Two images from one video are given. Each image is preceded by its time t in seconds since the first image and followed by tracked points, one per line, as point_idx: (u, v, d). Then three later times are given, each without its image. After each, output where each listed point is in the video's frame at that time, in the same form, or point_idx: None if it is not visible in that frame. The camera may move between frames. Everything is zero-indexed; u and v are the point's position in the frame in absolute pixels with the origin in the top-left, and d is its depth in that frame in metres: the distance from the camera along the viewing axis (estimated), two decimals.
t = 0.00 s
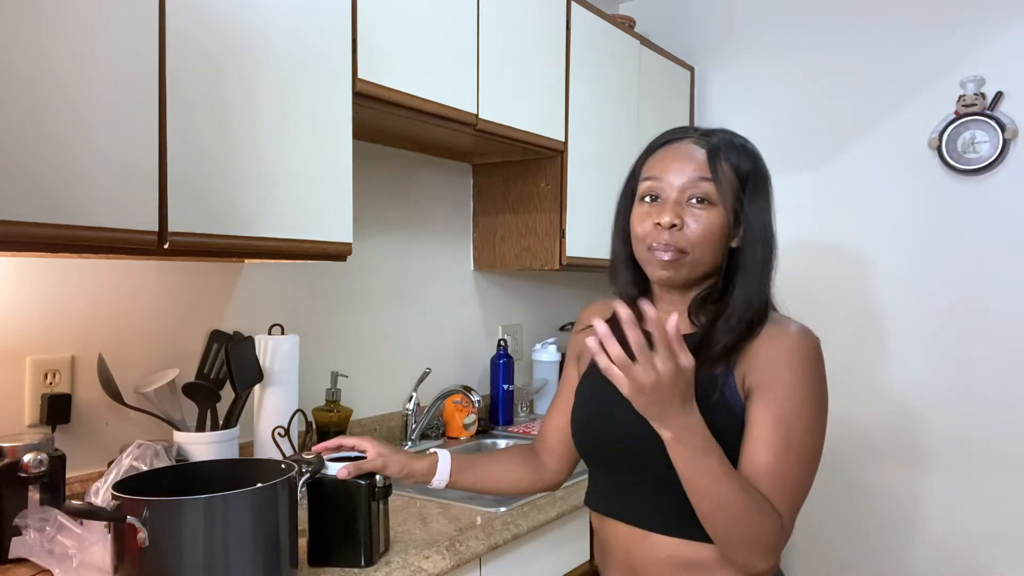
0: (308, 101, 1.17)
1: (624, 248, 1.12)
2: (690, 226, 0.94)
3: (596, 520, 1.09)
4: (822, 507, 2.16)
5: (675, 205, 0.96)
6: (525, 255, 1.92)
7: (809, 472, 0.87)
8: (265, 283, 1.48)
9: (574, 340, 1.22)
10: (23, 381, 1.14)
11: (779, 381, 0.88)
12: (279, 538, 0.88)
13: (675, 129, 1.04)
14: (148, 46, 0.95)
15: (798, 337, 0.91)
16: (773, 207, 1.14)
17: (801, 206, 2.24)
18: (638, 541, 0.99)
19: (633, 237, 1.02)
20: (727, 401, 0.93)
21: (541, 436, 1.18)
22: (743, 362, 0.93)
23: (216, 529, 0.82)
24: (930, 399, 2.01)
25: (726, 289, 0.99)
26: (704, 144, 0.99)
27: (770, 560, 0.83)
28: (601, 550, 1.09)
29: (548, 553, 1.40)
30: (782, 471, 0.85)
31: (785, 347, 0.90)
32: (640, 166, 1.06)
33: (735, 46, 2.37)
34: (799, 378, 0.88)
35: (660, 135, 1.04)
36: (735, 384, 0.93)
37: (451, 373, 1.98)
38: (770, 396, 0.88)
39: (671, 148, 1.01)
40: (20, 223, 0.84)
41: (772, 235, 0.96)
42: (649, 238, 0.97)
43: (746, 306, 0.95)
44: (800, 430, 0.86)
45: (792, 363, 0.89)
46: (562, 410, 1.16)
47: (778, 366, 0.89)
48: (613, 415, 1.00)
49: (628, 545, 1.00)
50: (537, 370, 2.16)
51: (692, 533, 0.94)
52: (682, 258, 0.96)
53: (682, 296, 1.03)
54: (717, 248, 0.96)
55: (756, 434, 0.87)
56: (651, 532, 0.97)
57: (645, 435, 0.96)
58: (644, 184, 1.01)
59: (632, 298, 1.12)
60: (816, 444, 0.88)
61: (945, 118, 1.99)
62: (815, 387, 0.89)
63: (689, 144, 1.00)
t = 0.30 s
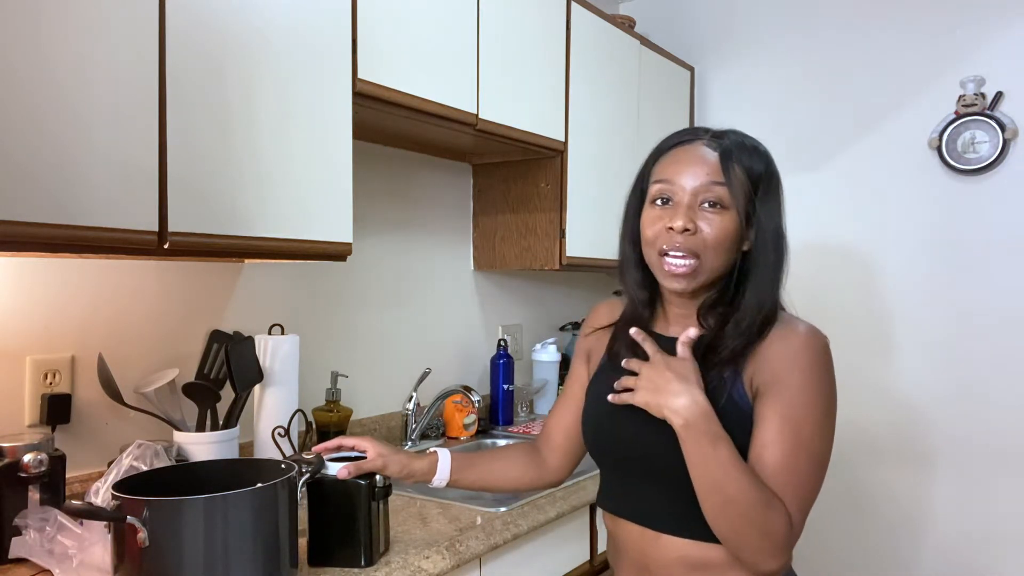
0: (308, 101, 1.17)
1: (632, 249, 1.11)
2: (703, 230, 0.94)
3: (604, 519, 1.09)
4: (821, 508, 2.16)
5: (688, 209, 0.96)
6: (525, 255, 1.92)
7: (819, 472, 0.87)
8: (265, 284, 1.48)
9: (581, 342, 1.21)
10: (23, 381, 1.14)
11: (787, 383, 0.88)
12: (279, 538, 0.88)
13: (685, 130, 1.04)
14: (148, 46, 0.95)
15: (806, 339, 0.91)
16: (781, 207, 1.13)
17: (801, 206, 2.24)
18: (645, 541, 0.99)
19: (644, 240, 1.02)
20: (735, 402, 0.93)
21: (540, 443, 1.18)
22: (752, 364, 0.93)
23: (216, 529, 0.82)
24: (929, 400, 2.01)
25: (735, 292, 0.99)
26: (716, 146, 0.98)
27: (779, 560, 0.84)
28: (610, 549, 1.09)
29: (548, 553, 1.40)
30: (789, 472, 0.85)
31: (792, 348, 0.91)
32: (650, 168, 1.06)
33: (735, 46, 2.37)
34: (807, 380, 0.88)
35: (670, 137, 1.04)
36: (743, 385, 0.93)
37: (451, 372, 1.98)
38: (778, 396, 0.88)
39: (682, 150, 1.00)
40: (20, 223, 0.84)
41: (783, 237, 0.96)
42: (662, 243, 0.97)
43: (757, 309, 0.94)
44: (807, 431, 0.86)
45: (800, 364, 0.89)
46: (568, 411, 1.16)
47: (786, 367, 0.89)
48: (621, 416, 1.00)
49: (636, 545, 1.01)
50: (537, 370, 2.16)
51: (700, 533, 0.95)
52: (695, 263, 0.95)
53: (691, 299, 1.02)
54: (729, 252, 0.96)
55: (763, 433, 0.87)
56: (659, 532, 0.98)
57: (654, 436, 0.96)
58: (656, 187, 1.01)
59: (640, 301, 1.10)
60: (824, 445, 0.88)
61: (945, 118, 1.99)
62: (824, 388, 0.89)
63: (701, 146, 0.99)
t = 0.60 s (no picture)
0: (308, 101, 1.17)
1: (639, 251, 1.11)
2: (711, 233, 0.94)
3: (609, 519, 1.09)
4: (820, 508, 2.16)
5: (695, 212, 0.95)
6: (525, 255, 1.92)
7: (825, 471, 0.88)
8: (265, 284, 1.48)
9: (586, 341, 1.20)
10: (23, 381, 1.14)
11: (794, 383, 0.88)
12: (279, 538, 0.88)
13: (689, 132, 1.04)
14: (147, 46, 0.95)
15: (813, 338, 0.91)
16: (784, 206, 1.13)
17: (800, 206, 2.24)
18: (648, 541, 0.99)
19: (651, 242, 1.02)
20: (743, 402, 0.93)
21: (535, 446, 1.18)
22: (759, 363, 0.93)
23: (216, 529, 0.82)
24: (929, 400, 2.01)
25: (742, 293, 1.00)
26: (722, 149, 0.98)
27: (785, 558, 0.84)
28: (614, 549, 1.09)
29: (548, 553, 1.41)
30: (796, 471, 0.85)
31: (799, 347, 0.90)
32: (655, 171, 1.06)
33: (735, 46, 2.37)
34: (814, 380, 0.88)
35: (675, 139, 1.04)
36: (751, 385, 0.93)
37: (451, 372, 1.98)
38: (786, 396, 0.88)
39: (688, 152, 1.00)
40: (20, 223, 0.84)
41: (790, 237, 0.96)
42: (670, 244, 0.97)
43: (766, 309, 0.94)
44: (814, 431, 0.86)
45: (807, 364, 0.89)
46: (569, 411, 1.16)
47: (793, 367, 0.89)
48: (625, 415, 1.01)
49: (641, 545, 1.01)
50: (537, 370, 2.16)
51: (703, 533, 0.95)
52: (703, 265, 0.96)
53: (698, 297, 1.02)
54: (736, 253, 0.96)
55: (771, 433, 0.87)
56: (663, 531, 0.98)
57: (659, 435, 0.97)
58: (662, 190, 1.01)
59: (648, 302, 1.10)
60: (830, 445, 0.88)
61: (945, 119, 1.99)
62: (831, 389, 0.88)
63: (706, 149, 0.99)
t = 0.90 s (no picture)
0: (308, 101, 1.17)
1: (642, 252, 1.11)
2: (712, 233, 0.94)
3: (610, 519, 1.09)
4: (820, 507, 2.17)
5: (698, 212, 0.95)
6: (525, 255, 1.92)
7: (826, 470, 0.87)
8: (265, 284, 1.48)
9: (588, 341, 1.20)
10: (22, 381, 1.14)
11: (795, 382, 0.88)
12: (279, 538, 0.88)
13: (693, 133, 1.04)
14: (147, 45, 0.95)
15: (815, 338, 0.91)
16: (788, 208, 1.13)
17: (800, 206, 2.24)
18: (649, 541, 0.99)
19: (653, 242, 1.02)
20: (745, 400, 0.93)
21: (535, 446, 1.18)
22: (761, 362, 0.93)
23: (216, 529, 0.82)
24: (929, 399, 2.01)
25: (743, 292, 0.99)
26: (725, 149, 0.98)
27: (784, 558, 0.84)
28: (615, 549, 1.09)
29: (548, 553, 1.41)
30: (797, 470, 0.85)
31: (801, 347, 0.90)
32: (659, 171, 1.06)
33: (735, 46, 2.37)
34: (816, 379, 0.88)
35: (679, 140, 1.04)
36: (752, 383, 0.93)
37: (451, 372, 1.98)
38: (787, 395, 0.88)
39: (691, 153, 1.00)
40: (21, 223, 0.84)
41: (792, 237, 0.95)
42: (671, 244, 0.97)
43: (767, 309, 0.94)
44: (815, 430, 0.86)
45: (808, 363, 0.89)
46: (569, 410, 1.16)
47: (794, 366, 0.89)
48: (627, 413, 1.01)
49: (643, 544, 1.01)
50: (537, 370, 2.16)
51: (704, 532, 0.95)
52: (704, 264, 0.96)
53: (701, 297, 1.02)
54: (738, 253, 0.96)
55: (772, 432, 0.87)
56: (663, 530, 0.98)
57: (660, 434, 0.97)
58: (664, 189, 1.01)
59: (650, 303, 1.10)
60: (831, 445, 0.88)
61: (945, 118, 1.99)
62: (832, 389, 0.88)
63: (709, 149, 0.99)
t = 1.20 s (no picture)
0: (308, 101, 1.17)
1: (640, 243, 1.12)
2: (710, 230, 0.95)
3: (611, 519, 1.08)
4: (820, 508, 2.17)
5: (698, 207, 0.96)
6: (525, 255, 1.92)
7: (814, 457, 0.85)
8: (265, 284, 1.48)
9: (591, 345, 1.20)
10: (22, 381, 1.14)
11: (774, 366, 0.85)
12: (279, 539, 0.88)
13: (703, 131, 1.04)
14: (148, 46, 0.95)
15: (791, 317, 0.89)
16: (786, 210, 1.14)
17: (800, 206, 2.25)
18: (648, 541, 0.99)
19: (651, 234, 1.03)
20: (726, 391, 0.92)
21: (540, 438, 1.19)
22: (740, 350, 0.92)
23: (216, 529, 0.82)
24: (929, 400, 2.01)
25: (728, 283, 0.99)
26: (729, 150, 0.98)
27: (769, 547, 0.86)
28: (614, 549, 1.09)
29: (548, 553, 1.41)
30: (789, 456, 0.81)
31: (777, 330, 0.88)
32: (663, 164, 1.06)
33: (735, 46, 2.37)
34: (797, 367, 0.84)
35: (688, 136, 1.04)
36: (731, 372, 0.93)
37: (451, 373, 1.98)
38: (767, 381, 0.86)
39: (696, 150, 1.00)
40: (21, 223, 0.84)
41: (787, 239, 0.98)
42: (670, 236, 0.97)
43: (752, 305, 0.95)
44: (801, 411, 0.82)
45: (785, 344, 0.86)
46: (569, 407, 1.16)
47: (772, 350, 0.87)
48: (621, 412, 1.00)
49: (643, 543, 1.00)
50: (537, 370, 2.16)
51: (700, 529, 0.95)
52: (699, 259, 0.96)
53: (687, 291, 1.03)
54: (733, 253, 0.97)
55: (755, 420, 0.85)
56: (660, 529, 0.98)
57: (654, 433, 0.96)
58: (667, 182, 1.01)
59: (644, 296, 1.11)
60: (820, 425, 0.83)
61: (945, 118, 1.99)
62: (814, 365, 0.84)
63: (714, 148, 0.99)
